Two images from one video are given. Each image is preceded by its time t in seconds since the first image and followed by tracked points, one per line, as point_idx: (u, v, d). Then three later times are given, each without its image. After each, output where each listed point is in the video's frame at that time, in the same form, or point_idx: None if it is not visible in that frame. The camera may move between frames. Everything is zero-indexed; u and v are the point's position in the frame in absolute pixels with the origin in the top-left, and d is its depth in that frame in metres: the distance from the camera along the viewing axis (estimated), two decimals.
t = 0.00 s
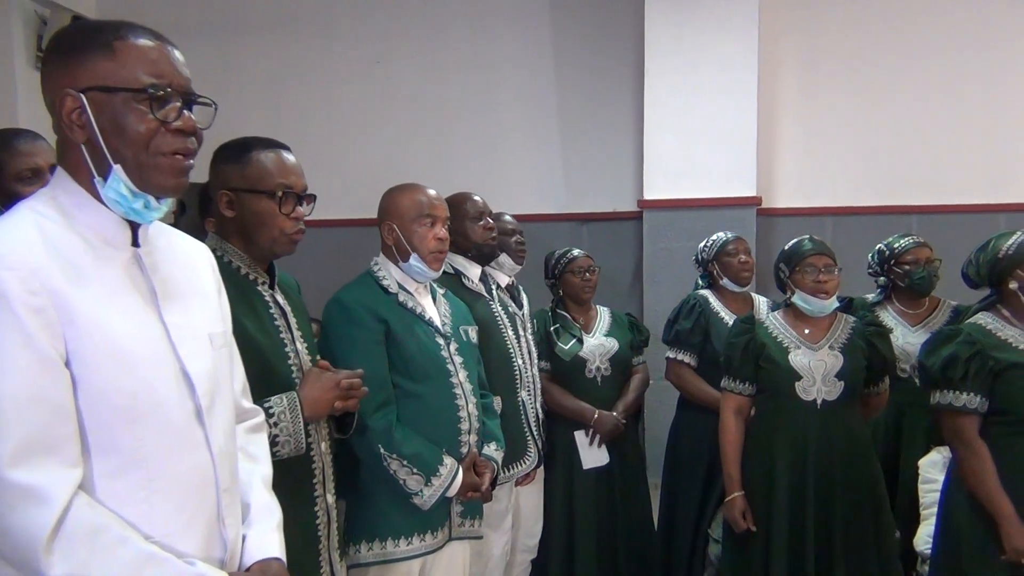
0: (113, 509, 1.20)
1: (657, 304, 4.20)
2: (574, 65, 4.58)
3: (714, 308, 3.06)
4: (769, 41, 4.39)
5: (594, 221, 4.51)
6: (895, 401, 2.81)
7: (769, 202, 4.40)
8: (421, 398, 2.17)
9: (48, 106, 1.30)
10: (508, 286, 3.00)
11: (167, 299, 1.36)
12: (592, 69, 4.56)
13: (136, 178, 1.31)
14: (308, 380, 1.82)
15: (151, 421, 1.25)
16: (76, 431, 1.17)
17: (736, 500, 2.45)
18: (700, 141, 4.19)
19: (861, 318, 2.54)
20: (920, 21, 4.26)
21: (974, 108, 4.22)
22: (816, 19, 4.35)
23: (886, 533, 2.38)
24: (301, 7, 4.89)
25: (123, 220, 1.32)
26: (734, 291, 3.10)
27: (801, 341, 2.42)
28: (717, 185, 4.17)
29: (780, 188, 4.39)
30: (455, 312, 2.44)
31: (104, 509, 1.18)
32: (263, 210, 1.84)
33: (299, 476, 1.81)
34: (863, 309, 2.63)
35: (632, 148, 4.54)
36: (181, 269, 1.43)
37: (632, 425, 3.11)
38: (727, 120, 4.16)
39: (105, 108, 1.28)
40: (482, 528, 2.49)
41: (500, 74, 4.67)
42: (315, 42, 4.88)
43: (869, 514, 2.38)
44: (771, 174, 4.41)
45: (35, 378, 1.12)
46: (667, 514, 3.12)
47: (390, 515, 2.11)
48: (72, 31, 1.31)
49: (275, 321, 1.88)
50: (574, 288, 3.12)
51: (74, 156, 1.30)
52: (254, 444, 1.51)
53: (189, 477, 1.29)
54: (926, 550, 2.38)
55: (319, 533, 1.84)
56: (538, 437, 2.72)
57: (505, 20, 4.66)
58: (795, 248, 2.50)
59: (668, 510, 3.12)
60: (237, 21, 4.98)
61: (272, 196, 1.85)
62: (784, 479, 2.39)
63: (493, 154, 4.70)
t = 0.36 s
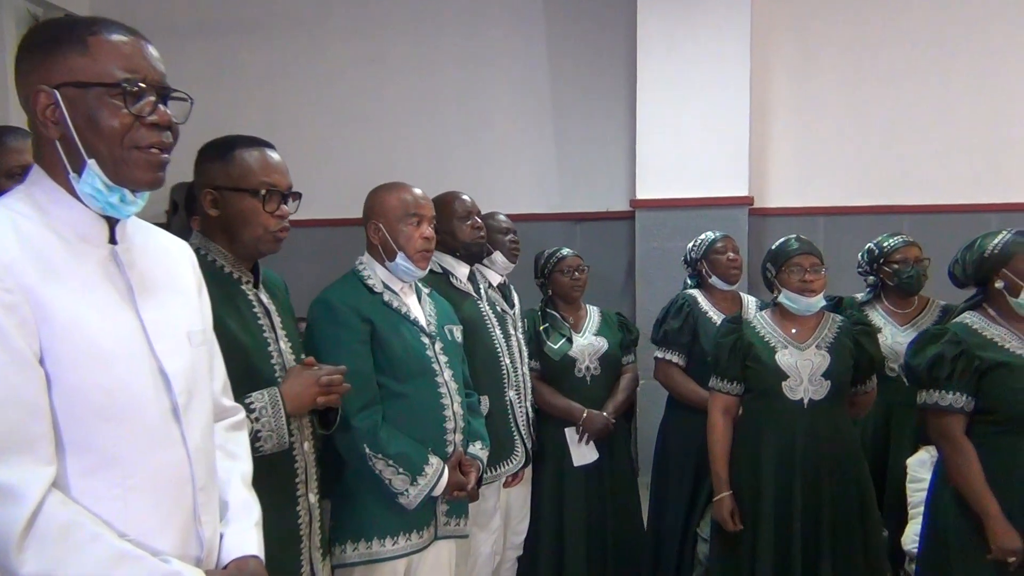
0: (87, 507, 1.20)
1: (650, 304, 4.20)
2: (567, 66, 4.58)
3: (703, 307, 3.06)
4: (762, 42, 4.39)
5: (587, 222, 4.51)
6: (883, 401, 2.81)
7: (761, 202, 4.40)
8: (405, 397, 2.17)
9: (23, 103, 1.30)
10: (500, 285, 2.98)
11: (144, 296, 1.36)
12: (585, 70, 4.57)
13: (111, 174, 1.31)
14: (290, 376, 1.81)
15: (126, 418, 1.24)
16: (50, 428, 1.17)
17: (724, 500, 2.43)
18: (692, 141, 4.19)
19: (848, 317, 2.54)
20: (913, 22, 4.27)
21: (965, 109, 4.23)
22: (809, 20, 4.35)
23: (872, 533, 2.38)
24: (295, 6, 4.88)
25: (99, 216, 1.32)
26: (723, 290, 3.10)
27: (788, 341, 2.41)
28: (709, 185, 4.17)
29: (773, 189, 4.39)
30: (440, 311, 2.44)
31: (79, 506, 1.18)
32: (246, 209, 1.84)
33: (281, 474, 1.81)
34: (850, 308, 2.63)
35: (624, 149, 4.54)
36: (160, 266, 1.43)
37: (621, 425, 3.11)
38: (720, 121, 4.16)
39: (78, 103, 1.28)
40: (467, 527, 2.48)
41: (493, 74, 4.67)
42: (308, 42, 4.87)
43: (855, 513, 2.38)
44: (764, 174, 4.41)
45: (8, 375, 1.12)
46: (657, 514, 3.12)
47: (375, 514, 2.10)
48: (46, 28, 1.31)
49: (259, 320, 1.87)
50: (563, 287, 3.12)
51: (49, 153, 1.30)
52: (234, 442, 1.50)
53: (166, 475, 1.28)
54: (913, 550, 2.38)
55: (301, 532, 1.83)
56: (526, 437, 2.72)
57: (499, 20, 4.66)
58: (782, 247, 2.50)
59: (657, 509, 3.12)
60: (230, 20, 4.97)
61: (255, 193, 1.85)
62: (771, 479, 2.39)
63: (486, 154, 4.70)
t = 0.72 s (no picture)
0: (58, 505, 1.19)
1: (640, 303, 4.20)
2: (558, 64, 4.58)
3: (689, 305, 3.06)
4: (752, 41, 4.39)
5: (578, 221, 4.50)
6: (869, 400, 2.81)
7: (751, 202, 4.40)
8: (388, 395, 2.16)
9: None
10: (485, 283, 2.97)
11: (117, 293, 1.35)
12: (576, 69, 4.56)
13: (84, 171, 1.30)
14: (273, 376, 1.80)
15: (97, 416, 1.23)
16: (20, 426, 1.16)
17: (710, 498, 2.44)
18: (683, 140, 4.18)
19: (832, 315, 2.54)
20: (903, 21, 4.27)
21: (955, 108, 4.23)
22: (799, 19, 4.36)
23: (857, 531, 2.38)
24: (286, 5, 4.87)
25: (72, 213, 1.32)
26: (710, 288, 3.10)
27: (772, 339, 2.41)
28: (700, 184, 4.17)
29: (763, 188, 4.39)
30: (424, 310, 2.43)
31: (49, 504, 1.17)
32: (224, 203, 1.84)
33: (261, 473, 1.81)
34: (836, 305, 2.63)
35: (615, 148, 4.55)
36: (133, 263, 1.43)
37: (608, 424, 3.10)
38: (710, 120, 4.16)
39: (51, 100, 1.28)
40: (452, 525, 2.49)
41: (484, 73, 4.67)
42: (299, 40, 4.86)
43: (839, 511, 2.38)
44: (754, 174, 4.41)
45: None
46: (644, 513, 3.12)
47: (358, 512, 2.10)
48: (19, 24, 1.30)
49: (239, 318, 1.87)
50: (550, 285, 3.12)
51: (22, 149, 1.29)
52: (209, 440, 1.50)
53: (138, 473, 1.28)
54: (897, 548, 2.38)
55: (282, 530, 1.83)
56: (511, 435, 2.72)
57: (490, 19, 4.66)
58: (768, 246, 2.50)
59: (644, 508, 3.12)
60: (220, 18, 4.95)
61: (232, 186, 1.85)
62: (756, 477, 2.39)
63: (477, 152, 4.69)
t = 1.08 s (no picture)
0: (32, 505, 1.18)
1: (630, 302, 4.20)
2: (549, 63, 4.58)
3: (676, 303, 3.05)
4: (743, 40, 4.39)
5: (569, 219, 4.50)
6: (855, 398, 2.81)
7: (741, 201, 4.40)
8: (372, 394, 2.15)
9: None
10: (472, 280, 2.96)
11: (92, 290, 1.34)
12: (567, 68, 4.56)
13: (59, 167, 1.29)
14: (254, 371, 1.79)
15: (72, 415, 1.22)
16: None
17: (695, 498, 2.45)
18: (673, 139, 4.18)
19: (819, 314, 2.54)
20: (892, 21, 4.27)
21: (944, 108, 4.24)
22: (790, 18, 4.35)
23: (842, 529, 2.39)
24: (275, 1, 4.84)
25: (46, 210, 1.30)
26: (697, 287, 3.10)
27: (758, 338, 2.41)
28: (690, 183, 4.17)
29: (753, 187, 4.39)
30: (409, 308, 2.43)
31: (23, 504, 1.16)
32: (204, 198, 1.83)
33: (244, 471, 1.80)
34: (822, 304, 2.63)
35: (605, 146, 4.55)
36: (109, 260, 1.42)
37: (596, 422, 3.10)
38: (700, 119, 4.16)
39: (24, 96, 1.27)
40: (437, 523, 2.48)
41: (475, 71, 4.66)
42: (289, 37, 4.83)
43: (825, 510, 2.39)
44: (744, 172, 4.40)
45: None
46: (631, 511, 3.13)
47: (342, 510, 2.10)
48: None
49: (221, 315, 1.86)
50: (538, 283, 3.11)
51: None
52: (187, 438, 1.50)
53: (113, 471, 1.27)
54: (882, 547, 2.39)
55: (265, 529, 1.82)
56: (499, 433, 2.72)
57: (481, 17, 4.65)
58: (754, 245, 2.49)
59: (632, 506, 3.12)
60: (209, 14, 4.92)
61: (211, 180, 1.84)
62: (742, 477, 2.39)
63: (468, 151, 4.68)
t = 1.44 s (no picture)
0: None
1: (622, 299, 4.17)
2: (543, 57, 4.53)
3: (667, 301, 3.02)
4: (738, 36, 4.34)
5: (562, 215, 4.46)
6: (846, 398, 2.78)
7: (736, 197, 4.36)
8: (352, 392, 2.12)
9: None
10: (458, 277, 2.92)
11: (61, 287, 1.31)
12: (560, 63, 4.52)
13: (24, 163, 1.25)
14: (232, 369, 1.76)
15: (37, 415, 1.19)
16: None
17: (685, 501, 2.40)
18: (668, 135, 4.14)
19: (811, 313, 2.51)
20: (889, 17, 4.23)
21: (940, 106, 4.21)
22: (786, 14, 4.31)
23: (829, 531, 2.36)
24: None
25: (13, 205, 1.27)
26: (688, 286, 3.06)
27: (751, 337, 2.38)
28: (684, 180, 4.13)
29: (748, 183, 4.35)
30: (393, 305, 2.39)
31: None
32: (178, 194, 1.79)
33: (221, 472, 1.77)
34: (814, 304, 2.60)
35: (599, 142, 4.51)
36: (81, 255, 1.38)
37: (585, 422, 3.07)
38: (694, 116, 4.12)
39: None
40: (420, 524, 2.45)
41: (468, 65, 4.61)
42: (281, 29, 4.78)
43: (813, 513, 2.36)
44: (739, 169, 4.36)
45: None
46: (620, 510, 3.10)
47: (322, 510, 2.06)
48: None
49: (198, 312, 1.82)
50: (527, 281, 3.08)
51: None
52: (160, 438, 1.46)
53: (81, 473, 1.24)
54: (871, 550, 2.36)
55: (242, 531, 1.79)
56: (486, 432, 2.69)
57: (474, 10, 4.60)
58: (749, 243, 2.45)
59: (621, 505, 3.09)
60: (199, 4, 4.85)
61: (187, 176, 1.80)
62: (731, 478, 2.35)
63: (461, 145, 4.64)
